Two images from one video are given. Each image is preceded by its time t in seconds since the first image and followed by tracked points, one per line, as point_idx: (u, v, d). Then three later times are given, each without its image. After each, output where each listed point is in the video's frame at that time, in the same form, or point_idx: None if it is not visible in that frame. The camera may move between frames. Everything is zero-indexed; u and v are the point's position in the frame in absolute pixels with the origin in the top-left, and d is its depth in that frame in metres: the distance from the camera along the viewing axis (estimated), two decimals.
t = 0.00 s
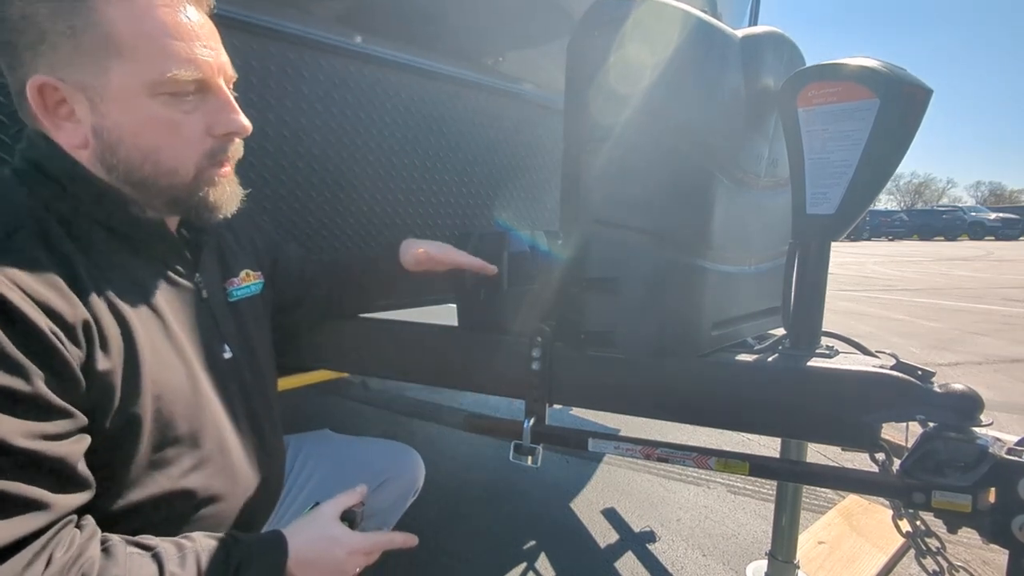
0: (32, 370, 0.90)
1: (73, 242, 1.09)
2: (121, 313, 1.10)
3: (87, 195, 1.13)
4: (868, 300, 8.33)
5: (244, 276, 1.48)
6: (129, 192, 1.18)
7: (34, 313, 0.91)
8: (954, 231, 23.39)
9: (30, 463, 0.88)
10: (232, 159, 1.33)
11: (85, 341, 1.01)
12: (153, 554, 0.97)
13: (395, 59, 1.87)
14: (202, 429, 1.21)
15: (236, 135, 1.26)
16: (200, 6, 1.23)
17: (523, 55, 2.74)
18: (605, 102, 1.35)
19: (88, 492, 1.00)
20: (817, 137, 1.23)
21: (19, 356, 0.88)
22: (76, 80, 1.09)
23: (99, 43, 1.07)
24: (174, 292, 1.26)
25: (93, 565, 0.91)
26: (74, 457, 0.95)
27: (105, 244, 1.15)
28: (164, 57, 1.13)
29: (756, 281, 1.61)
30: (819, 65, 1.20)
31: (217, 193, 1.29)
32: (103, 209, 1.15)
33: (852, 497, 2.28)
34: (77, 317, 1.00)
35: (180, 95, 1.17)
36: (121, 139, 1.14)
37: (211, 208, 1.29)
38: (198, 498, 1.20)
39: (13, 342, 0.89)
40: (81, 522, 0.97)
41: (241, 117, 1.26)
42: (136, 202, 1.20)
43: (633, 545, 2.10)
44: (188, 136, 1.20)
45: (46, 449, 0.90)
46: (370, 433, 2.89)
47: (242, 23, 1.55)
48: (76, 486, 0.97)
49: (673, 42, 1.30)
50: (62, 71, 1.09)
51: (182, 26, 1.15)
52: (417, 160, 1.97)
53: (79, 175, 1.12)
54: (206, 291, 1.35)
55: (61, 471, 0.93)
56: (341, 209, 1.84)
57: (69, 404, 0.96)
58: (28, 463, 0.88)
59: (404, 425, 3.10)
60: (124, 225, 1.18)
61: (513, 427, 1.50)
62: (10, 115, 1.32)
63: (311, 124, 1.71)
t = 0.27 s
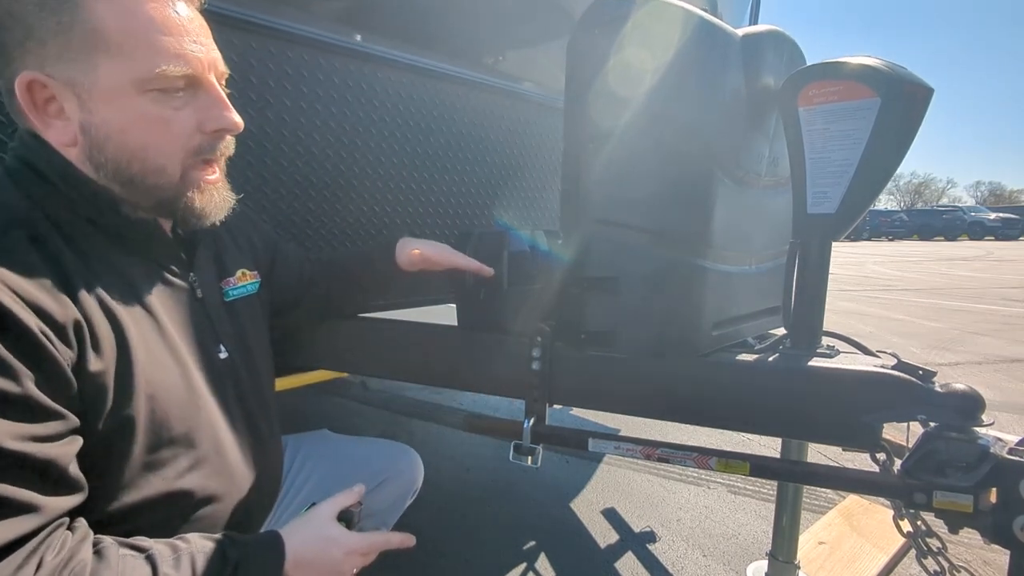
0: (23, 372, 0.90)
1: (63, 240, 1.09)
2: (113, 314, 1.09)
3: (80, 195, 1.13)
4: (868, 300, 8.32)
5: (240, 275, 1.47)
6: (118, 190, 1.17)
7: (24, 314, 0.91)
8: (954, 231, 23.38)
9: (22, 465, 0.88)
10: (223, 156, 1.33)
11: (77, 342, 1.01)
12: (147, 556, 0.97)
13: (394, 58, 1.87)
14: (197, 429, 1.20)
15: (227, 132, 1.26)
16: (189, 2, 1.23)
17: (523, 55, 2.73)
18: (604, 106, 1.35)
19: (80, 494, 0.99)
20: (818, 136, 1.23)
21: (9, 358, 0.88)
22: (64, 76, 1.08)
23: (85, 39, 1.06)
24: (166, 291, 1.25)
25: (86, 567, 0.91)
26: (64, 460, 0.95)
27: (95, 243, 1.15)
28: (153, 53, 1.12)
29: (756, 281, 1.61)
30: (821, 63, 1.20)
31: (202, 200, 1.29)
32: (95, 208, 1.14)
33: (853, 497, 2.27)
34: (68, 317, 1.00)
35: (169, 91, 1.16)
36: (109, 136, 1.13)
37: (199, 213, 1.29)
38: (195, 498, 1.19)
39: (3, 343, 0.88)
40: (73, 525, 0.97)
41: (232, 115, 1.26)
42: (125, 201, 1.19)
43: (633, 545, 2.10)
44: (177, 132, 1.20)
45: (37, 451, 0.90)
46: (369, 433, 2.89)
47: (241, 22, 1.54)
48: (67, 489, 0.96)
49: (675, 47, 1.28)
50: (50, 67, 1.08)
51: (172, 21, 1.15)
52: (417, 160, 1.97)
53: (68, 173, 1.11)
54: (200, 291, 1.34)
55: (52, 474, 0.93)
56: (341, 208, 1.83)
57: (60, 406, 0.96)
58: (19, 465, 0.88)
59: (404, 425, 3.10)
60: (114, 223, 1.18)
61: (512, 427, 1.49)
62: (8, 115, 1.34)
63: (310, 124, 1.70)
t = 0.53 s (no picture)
0: (21, 373, 0.90)
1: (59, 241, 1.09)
2: (110, 315, 1.09)
3: (79, 197, 1.13)
4: (868, 300, 8.33)
5: (238, 277, 1.47)
6: (116, 191, 1.17)
7: (22, 315, 0.91)
8: (954, 231, 23.39)
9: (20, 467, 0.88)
10: (223, 155, 1.32)
11: (75, 344, 1.01)
12: (145, 558, 0.97)
13: (394, 58, 1.87)
14: (194, 430, 1.21)
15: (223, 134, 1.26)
16: (187, 3, 1.23)
17: (523, 55, 2.74)
18: (604, 105, 1.36)
19: (78, 495, 0.99)
20: (817, 137, 1.23)
21: (8, 359, 0.88)
22: (60, 76, 1.08)
23: (81, 40, 1.07)
24: (164, 292, 1.25)
25: (84, 568, 0.91)
26: (64, 462, 0.95)
27: (91, 243, 1.15)
28: (149, 53, 1.12)
29: (756, 282, 1.61)
30: (821, 64, 1.20)
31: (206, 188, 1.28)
32: (92, 209, 1.14)
33: (852, 498, 2.27)
34: (67, 318, 1.00)
35: (164, 91, 1.16)
36: (106, 137, 1.13)
37: (204, 201, 1.28)
38: (193, 500, 1.19)
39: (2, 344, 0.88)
40: (72, 526, 0.97)
41: (228, 115, 1.26)
42: (123, 201, 1.18)
43: (632, 545, 2.10)
44: (174, 132, 1.19)
45: (36, 453, 0.90)
46: (369, 433, 2.89)
47: (240, 23, 1.54)
48: (66, 491, 0.97)
49: (675, 47, 1.28)
50: (46, 68, 1.08)
51: (168, 22, 1.15)
52: (417, 160, 1.97)
53: (64, 174, 1.11)
54: (198, 292, 1.34)
55: (51, 476, 0.93)
56: (341, 208, 1.83)
57: (58, 408, 0.96)
58: (18, 467, 0.88)
59: (404, 425, 3.10)
60: (111, 224, 1.17)
61: (512, 428, 1.50)
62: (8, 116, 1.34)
63: (311, 124, 1.71)
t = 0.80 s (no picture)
0: (23, 377, 0.90)
1: (62, 243, 1.10)
2: (112, 318, 1.10)
3: (80, 199, 1.13)
4: (868, 300, 8.33)
5: (238, 278, 1.47)
6: (117, 194, 1.17)
7: (24, 318, 0.92)
8: (954, 231, 23.40)
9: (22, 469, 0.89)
10: (223, 163, 1.33)
11: (77, 347, 1.02)
12: (146, 557, 0.97)
13: (394, 59, 1.88)
14: (195, 431, 1.21)
15: (225, 141, 1.26)
16: (195, 10, 1.24)
17: (523, 56, 2.74)
18: (604, 103, 1.34)
19: (80, 497, 1.00)
20: (817, 138, 1.24)
21: (10, 363, 0.89)
22: (66, 80, 1.09)
23: (90, 45, 1.07)
24: (165, 294, 1.26)
25: (86, 568, 0.91)
26: (65, 463, 0.95)
27: (93, 246, 1.15)
28: (156, 60, 1.13)
29: (755, 283, 1.62)
30: (819, 65, 1.21)
31: (204, 197, 1.28)
32: (94, 211, 1.14)
33: (852, 498, 2.28)
34: (68, 321, 1.00)
35: (170, 98, 1.16)
36: (109, 140, 1.13)
37: (199, 213, 1.28)
38: (194, 500, 1.20)
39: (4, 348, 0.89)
40: (73, 526, 0.97)
41: (231, 122, 1.27)
42: (125, 205, 1.18)
43: (632, 545, 2.11)
44: (177, 138, 1.19)
45: (37, 454, 0.90)
46: (370, 433, 2.90)
47: (242, 25, 1.55)
48: (67, 492, 0.97)
49: (671, 41, 1.30)
50: (52, 71, 1.08)
51: (176, 30, 1.16)
52: (417, 160, 1.98)
53: (66, 177, 1.11)
54: (198, 294, 1.34)
55: (52, 477, 0.93)
56: (341, 208, 1.83)
57: (60, 410, 0.96)
58: (19, 468, 0.88)
59: (404, 425, 3.11)
60: (113, 228, 1.17)
61: (512, 428, 1.50)
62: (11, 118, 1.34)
63: (311, 126, 1.71)
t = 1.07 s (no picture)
0: (21, 377, 0.91)
1: (60, 245, 1.10)
2: (112, 321, 1.10)
3: (79, 202, 1.13)
4: (867, 300, 8.34)
5: (237, 280, 1.48)
6: (115, 198, 1.17)
7: (23, 319, 0.92)
8: (954, 231, 23.42)
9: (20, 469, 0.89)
10: (222, 171, 1.33)
11: (75, 348, 1.02)
12: (144, 557, 0.97)
13: (393, 60, 1.88)
14: (194, 432, 1.22)
15: (226, 149, 1.26)
16: (201, 19, 1.25)
17: (523, 57, 2.75)
18: (604, 100, 1.35)
19: (78, 498, 1.00)
20: (815, 139, 1.24)
21: (7, 363, 0.89)
22: (69, 85, 1.09)
23: (94, 53, 1.08)
24: (165, 297, 1.26)
25: (83, 568, 0.92)
26: (63, 464, 0.96)
27: (93, 250, 1.15)
28: (159, 69, 1.13)
29: (754, 284, 1.62)
30: (817, 68, 1.21)
31: (203, 207, 1.29)
32: (92, 214, 1.15)
33: (850, 497, 2.28)
34: (66, 323, 1.01)
35: (172, 107, 1.16)
36: (110, 147, 1.14)
37: (198, 219, 1.29)
38: (194, 500, 1.21)
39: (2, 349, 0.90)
40: (71, 527, 0.98)
41: (232, 132, 1.27)
42: (125, 210, 1.19)
43: (632, 545, 2.11)
44: (177, 145, 1.20)
45: (34, 455, 0.91)
46: (370, 433, 2.91)
47: (242, 26, 1.55)
48: (65, 492, 0.97)
49: (671, 41, 1.30)
50: (55, 76, 1.09)
51: (181, 39, 1.16)
52: (417, 161, 1.98)
53: (66, 180, 1.12)
54: (197, 295, 1.34)
55: (50, 477, 0.94)
56: (342, 209, 1.84)
57: (58, 411, 0.97)
58: (16, 469, 0.89)
59: (404, 425, 3.11)
60: (112, 231, 1.18)
61: (512, 428, 1.51)
62: (12, 119, 1.34)
63: (312, 127, 1.72)
